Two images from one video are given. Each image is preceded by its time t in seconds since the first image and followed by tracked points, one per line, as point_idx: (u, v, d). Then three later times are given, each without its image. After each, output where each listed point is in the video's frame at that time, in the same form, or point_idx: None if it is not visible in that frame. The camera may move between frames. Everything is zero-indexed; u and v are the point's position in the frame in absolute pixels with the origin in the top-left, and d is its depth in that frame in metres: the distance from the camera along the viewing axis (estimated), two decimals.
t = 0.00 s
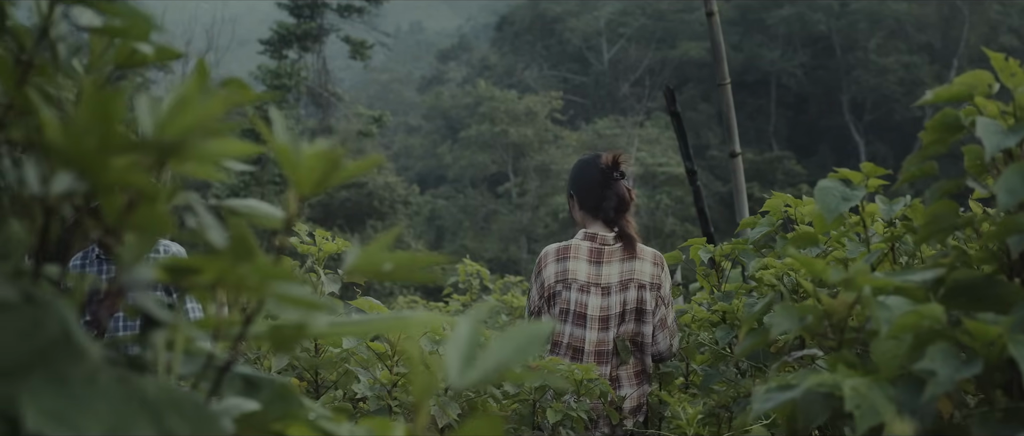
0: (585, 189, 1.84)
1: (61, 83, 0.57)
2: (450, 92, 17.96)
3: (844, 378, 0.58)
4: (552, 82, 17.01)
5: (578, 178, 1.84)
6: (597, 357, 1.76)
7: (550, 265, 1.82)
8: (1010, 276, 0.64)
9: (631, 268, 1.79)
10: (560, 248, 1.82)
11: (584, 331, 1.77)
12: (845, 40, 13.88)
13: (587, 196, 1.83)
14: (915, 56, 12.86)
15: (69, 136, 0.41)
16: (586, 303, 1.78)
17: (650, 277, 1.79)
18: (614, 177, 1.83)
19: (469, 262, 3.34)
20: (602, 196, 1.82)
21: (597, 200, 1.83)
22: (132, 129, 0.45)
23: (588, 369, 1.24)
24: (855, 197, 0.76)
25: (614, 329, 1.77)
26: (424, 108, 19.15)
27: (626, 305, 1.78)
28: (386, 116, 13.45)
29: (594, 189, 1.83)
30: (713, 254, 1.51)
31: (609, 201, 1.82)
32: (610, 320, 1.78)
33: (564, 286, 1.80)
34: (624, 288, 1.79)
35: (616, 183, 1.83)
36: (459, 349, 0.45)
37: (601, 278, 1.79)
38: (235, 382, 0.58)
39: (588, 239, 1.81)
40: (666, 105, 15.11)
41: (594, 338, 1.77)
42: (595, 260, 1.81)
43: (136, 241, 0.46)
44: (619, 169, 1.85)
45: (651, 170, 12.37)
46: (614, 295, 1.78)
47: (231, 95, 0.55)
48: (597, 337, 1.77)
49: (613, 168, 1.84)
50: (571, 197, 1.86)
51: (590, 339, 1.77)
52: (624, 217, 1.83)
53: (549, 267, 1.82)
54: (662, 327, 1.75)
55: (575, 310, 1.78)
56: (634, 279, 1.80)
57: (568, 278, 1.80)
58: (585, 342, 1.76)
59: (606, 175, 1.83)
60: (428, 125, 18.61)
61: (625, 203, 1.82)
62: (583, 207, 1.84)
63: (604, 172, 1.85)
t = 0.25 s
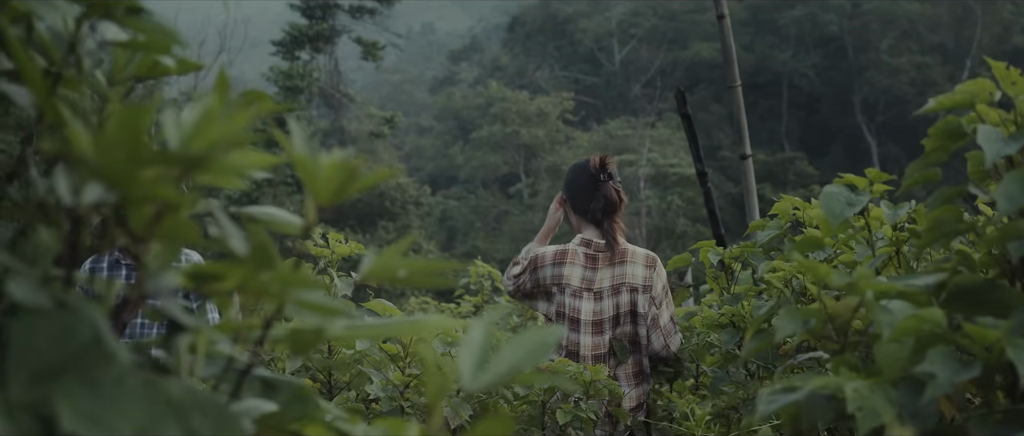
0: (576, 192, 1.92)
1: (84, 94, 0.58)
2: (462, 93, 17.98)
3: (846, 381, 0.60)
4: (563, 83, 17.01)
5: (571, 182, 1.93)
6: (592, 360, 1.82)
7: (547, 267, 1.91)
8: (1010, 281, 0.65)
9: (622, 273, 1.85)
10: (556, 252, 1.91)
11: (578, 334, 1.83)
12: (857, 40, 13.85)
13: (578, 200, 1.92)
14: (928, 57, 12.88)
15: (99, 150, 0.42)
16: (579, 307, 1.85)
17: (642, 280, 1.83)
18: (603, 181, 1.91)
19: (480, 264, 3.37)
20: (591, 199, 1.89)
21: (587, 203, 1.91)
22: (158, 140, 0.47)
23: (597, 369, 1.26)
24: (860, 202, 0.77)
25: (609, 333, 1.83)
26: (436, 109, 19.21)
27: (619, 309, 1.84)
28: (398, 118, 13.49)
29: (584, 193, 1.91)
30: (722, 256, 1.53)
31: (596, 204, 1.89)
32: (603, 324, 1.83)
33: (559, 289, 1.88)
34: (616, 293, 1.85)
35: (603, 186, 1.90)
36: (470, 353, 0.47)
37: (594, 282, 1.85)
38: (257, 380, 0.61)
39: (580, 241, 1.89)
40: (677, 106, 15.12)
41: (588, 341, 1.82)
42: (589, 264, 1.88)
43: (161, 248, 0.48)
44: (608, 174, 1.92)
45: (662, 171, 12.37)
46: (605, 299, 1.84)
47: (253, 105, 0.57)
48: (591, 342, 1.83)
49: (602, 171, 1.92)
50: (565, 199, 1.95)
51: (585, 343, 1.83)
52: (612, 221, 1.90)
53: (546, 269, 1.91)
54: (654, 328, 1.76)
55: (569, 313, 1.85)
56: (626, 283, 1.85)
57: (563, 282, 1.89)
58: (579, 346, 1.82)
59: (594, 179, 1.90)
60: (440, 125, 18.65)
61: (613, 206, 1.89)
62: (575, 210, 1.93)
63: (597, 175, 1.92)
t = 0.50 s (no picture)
0: (571, 195, 2.05)
1: (111, 99, 0.61)
2: (475, 94, 18.04)
3: (850, 378, 0.61)
4: (577, 84, 17.04)
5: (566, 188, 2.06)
6: (590, 358, 1.91)
7: (546, 267, 2.02)
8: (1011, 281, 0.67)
9: (615, 272, 1.94)
10: (555, 253, 2.01)
11: (576, 333, 1.93)
12: (872, 41, 13.80)
13: (573, 203, 2.04)
14: (943, 58, 12.83)
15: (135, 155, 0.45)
16: (576, 307, 1.94)
17: (636, 279, 1.91)
18: (596, 183, 2.03)
19: (494, 265, 3.39)
20: (583, 201, 2.02)
21: (581, 206, 2.03)
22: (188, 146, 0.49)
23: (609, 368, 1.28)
24: (865, 204, 0.79)
25: (607, 332, 1.92)
26: (450, 109, 19.26)
27: (616, 308, 1.93)
28: (412, 119, 13.55)
29: (578, 197, 2.04)
30: (735, 257, 1.54)
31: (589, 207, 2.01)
32: (599, 322, 1.93)
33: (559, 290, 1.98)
34: (612, 292, 1.93)
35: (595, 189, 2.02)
36: (484, 346, 0.49)
37: (591, 283, 1.95)
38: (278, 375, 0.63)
39: (575, 242, 2.00)
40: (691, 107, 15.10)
41: (586, 341, 1.92)
42: (586, 265, 1.97)
43: (190, 246, 0.50)
44: (600, 177, 2.03)
45: (676, 172, 12.37)
46: (601, 299, 1.93)
47: (272, 109, 0.60)
48: (588, 341, 1.93)
49: (594, 175, 2.01)
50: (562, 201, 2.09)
51: (582, 343, 1.92)
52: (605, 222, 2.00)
53: (546, 270, 2.02)
54: (646, 326, 1.77)
55: (567, 313, 1.96)
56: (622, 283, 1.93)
57: (562, 283, 1.99)
58: (577, 345, 1.92)
59: (586, 182, 2.02)
60: (454, 126, 18.70)
61: (604, 208, 2.00)
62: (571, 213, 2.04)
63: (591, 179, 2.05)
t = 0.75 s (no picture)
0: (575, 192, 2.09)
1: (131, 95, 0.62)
2: (488, 94, 18.06)
3: (851, 368, 0.63)
4: (589, 84, 17.04)
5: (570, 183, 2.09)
6: (598, 350, 1.99)
7: (554, 263, 2.07)
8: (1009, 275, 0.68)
9: (621, 267, 2.00)
10: (562, 249, 2.06)
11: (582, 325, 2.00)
12: (884, 41, 13.77)
13: (576, 199, 2.07)
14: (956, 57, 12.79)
15: (165, 147, 0.47)
16: (584, 301, 2.01)
17: (640, 273, 1.97)
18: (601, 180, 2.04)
19: (505, 264, 3.40)
20: (586, 199, 2.04)
21: (584, 202, 2.06)
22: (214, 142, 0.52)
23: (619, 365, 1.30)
24: (869, 199, 0.80)
25: (613, 325, 1.98)
26: (462, 110, 19.32)
27: (622, 301, 1.98)
28: (424, 119, 13.59)
29: (581, 193, 2.07)
30: (744, 254, 1.56)
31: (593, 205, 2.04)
32: (605, 317, 1.99)
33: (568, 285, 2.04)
34: (618, 286, 1.99)
35: (597, 188, 2.03)
36: (493, 333, 0.52)
37: (597, 277, 2.00)
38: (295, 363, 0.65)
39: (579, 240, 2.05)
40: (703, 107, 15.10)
41: (593, 334, 1.98)
42: (591, 261, 2.02)
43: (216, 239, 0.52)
44: (603, 173, 2.05)
45: (688, 172, 12.38)
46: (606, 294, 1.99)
47: (289, 107, 0.62)
48: (595, 333, 1.99)
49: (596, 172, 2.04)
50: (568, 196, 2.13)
51: (589, 336, 1.98)
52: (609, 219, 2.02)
53: (553, 266, 2.07)
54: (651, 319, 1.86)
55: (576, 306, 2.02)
56: (627, 276, 1.99)
57: (568, 278, 2.04)
58: (584, 338, 1.98)
59: (589, 180, 2.04)
60: (466, 127, 18.76)
61: (606, 206, 2.01)
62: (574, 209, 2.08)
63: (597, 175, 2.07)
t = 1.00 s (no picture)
0: (608, 194, 2.09)
1: (156, 98, 0.64)
2: (502, 94, 18.10)
3: (856, 364, 0.64)
4: (603, 84, 17.07)
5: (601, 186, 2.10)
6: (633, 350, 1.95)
7: (587, 266, 2.00)
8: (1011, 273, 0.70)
9: (658, 267, 1.99)
10: (595, 250, 2.01)
11: (617, 326, 1.96)
12: (900, 41, 13.72)
13: (610, 201, 2.08)
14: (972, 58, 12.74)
15: (194, 148, 0.49)
16: (620, 301, 1.97)
17: (677, 272, 1.98)
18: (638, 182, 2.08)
19: (519, 263, 3.43)
20: (623, 200, 2.05)
21: (618, 204, 2.07)
22: (239, 144, 0.54)
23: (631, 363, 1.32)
24: (876, 200, 0.82)
25: (648, 325, 1.95)
26: (476, 110, 19.38)
27: (658, 302, 1.97)
28: (438, 119, 13.65)
29: (616, 196, 2.08)
30: (755, 255, 1.58)
31: (630, 206, 2.05)
32: (642, 316, 1.96)
33: (601, 286, 1.99)
34: (655, 286, 1.98)
35: (636, 189, 2.06)
36: (507, 328, 0.54)
37: (635, 278, 1.98)
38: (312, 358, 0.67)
39: (617, 239, 2.02)
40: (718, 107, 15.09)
41: (628, 332, 1.95)
42: (628, 260, 2.00)
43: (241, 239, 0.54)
44: (637, 177, 2.09)
45: (703, 172, 12.39)
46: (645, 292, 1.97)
47: (309, 108, 0.64)
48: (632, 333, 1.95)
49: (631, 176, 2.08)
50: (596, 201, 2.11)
51: (624, 335, 1.95)
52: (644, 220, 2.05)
53: (587, 267, 2.00)
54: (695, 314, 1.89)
55: (610, 307, 1.97)
56: (663, 277, 1.99)
57: (604, 279, 1.99)
58: (619, 339, 1.95)
59: (625, 183, 2.07)
60: (481, 127, 18.82)
61: (643, 206, 2.06)
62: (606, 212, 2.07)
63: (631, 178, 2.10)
